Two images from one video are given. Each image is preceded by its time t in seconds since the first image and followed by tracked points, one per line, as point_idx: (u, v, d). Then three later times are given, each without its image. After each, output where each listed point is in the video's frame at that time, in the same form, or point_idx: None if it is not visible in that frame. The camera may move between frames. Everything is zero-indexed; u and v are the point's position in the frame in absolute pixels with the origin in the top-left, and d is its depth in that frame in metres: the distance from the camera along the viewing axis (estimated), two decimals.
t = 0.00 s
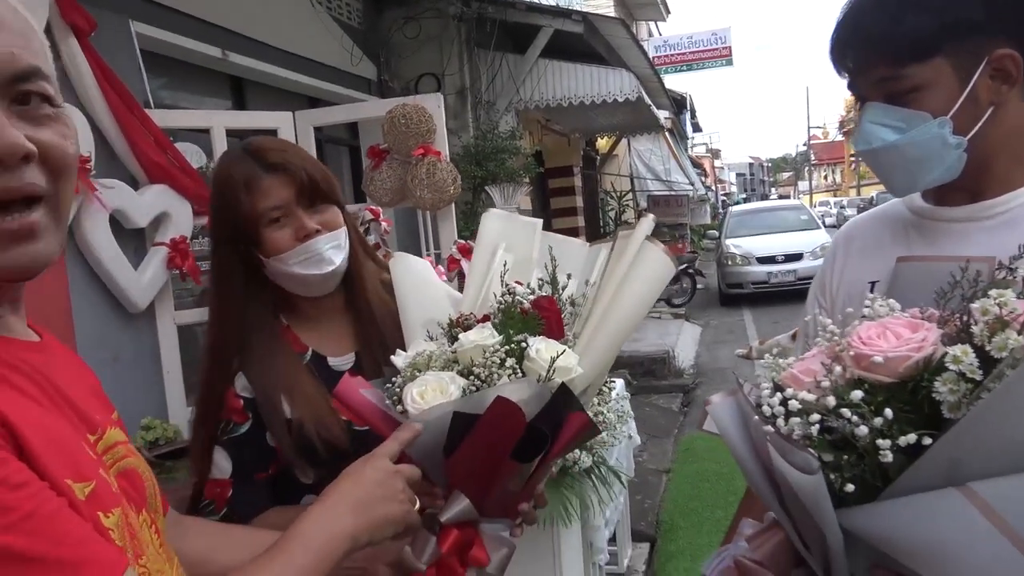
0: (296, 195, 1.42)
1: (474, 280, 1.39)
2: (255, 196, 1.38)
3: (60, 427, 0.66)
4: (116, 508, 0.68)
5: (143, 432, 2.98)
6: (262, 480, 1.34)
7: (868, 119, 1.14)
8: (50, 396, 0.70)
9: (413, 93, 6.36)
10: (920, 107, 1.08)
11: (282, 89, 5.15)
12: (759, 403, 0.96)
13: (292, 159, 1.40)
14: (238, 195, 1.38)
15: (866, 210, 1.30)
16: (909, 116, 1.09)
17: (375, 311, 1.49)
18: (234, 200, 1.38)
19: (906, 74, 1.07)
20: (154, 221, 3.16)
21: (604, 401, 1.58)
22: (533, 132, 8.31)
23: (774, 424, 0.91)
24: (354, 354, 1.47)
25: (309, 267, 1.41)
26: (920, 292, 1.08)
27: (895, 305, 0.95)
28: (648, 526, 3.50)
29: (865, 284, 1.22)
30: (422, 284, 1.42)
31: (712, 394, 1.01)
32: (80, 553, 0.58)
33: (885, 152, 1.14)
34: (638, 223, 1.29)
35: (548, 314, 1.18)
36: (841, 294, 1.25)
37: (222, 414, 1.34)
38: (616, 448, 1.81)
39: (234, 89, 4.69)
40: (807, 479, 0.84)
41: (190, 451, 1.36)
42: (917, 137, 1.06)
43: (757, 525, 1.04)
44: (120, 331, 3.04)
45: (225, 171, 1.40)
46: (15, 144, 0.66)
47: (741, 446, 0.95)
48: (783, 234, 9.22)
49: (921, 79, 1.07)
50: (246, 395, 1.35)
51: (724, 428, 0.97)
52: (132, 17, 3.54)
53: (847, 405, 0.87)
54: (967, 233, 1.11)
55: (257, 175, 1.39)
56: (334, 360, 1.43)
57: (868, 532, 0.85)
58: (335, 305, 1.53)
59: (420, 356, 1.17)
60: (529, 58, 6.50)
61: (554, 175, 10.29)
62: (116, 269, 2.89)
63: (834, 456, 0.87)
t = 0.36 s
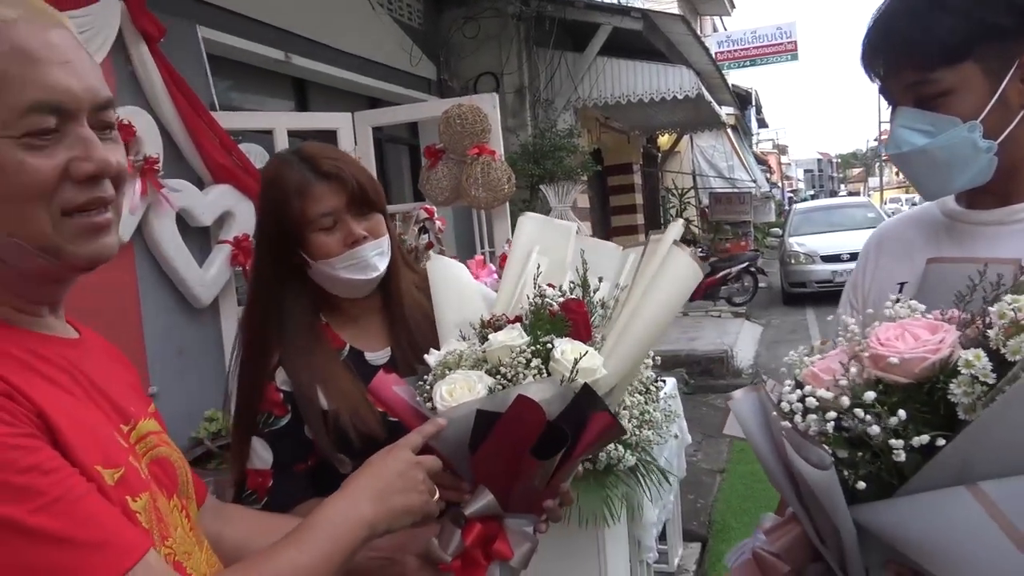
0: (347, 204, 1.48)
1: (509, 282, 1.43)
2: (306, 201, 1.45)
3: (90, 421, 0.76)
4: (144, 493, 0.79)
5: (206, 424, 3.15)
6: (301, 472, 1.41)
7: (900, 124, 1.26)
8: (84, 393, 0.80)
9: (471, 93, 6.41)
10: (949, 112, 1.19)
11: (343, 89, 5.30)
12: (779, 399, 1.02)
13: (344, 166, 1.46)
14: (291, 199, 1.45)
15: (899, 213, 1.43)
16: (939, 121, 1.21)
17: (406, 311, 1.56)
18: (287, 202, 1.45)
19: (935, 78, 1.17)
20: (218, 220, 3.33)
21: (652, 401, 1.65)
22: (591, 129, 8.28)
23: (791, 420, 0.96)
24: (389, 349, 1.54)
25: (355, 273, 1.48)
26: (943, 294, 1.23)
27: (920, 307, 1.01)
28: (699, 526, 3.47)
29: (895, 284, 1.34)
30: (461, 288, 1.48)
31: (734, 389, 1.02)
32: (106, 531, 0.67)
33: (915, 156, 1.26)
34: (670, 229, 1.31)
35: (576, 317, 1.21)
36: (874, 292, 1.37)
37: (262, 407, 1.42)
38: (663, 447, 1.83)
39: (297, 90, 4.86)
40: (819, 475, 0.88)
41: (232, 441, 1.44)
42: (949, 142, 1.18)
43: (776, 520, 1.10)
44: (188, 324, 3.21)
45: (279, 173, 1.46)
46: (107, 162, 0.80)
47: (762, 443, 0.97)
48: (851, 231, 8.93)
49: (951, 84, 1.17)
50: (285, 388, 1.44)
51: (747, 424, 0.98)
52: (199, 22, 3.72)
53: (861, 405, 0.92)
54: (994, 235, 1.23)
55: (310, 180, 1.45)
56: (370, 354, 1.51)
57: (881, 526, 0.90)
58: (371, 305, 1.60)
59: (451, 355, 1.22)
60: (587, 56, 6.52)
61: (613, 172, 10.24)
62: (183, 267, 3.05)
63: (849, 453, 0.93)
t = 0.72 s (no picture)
0: (379, 193, 1.53)
1: (534, 274, 1.47)
2: (343, 188, 1.50)
3: (115, 400, 0.82)
4: (165, 469, 0.85)
5: (247, 411, 3.30)
6: (326, 460, 1.44)
7: (909, 111, 1.30)
8: (111, 374, 0.86)
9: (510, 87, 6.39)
10: (960, 100, 1.25)
11: (383, 83, 5.37)
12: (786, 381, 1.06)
13: (377, 156, 1.51)
14: (329, 186, 1.49)
15: (907, 209, 1.50)
16: (948, 109, 1.26)
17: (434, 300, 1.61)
18: (325, 190, 1.49)
19: (947, 65, 1.23)
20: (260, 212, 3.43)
21: (682, 394, 1.65)
22: (629, 121, 8.23)
23: (797, 403, 0.98)
24: (414, 339, 1.57)
25: (386, 259, 1.52)
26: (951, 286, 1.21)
27: (926, 298, 1.05)
28: (732, 519, 3.46)
29: (901, 277, 1.42)
30: (488, 279, 1.52)
31: (739, 374, 1.07)
32: (127, 501, 0.72)
33: (923, 142, 1.31)
34: (692, 229, 1.31)
35: (596, 312, 1.23)
36: (882, 283, 1.45)
37: (293, 397, 1.48)
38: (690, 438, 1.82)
39: (337, 84, 4.95)
40: (826, 456, 0.91)
41: (265, 427, 1.50)
42: (957, 130, 1.23)
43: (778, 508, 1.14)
44: (230, 313, 3.32)
45: (316, 162, 1.50)
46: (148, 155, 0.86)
47: (763, 426, 1.02)
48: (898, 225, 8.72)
49: (964, 71, 1.23)
50: (313, 378, 1.49)
51: (750, 407, 1.03)
52: (241, 19, 3.82)
53: (870, 389, 0.95)
54: (996, 230, 1.30)
55: (345, 169, 1.49)
56: (396, 346, 1.54)
57: (884, 508, 0.93)
58: (397, 295, 1.64)
59: (474, 344, 1.25)
60: (626, 48, 6.49)
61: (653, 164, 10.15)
62: (225, 257, 3.15)
63: (854, 437, 0.96)
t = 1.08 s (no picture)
0: (392, 191, 1.56)
1: (544, 269, 1.50)
2: (356, 188, 1.53)
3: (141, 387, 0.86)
4: (191, 455, 0.89)
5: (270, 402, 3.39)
6: (339, 449, 1.47)
7: (910, 108, 1.30)
8: (136, 363, 0.89)
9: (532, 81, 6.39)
10: (961, 97, 1.25)
11: (405, 78, 5.41)
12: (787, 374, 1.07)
13: (390, 157, 1.54)
14: (341, 186, 1.52)
15: (907, 204, 1.50)
16: (950, 106, 1.26)
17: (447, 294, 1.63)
18: (337, 189, 1.53)
19: (949, 61, 1.24)
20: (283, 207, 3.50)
21: (699, 388, 1.68)
22: (652, 115, 8.19)
23: (801, 396, 1.00)
24: (427, 332, 1.61)
25: (397, 258, 1.55)
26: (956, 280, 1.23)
27: (932, 295, 1.07)
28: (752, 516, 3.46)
29: (900, 274, 1.42)
30: (496, 272, 1.54)
31: (742, 366, 1.08)
32: (154, 487, 0.76)
33: (924, 139, 1.31)
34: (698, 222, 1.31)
35: (604, 306, 1.25)
36: (881, 280, 1.45)
37: (309, 389, 1.51)
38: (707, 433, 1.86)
39: (360, 79, 4.99)
40: (829, 449, 0.91)
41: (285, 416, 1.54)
42: (960, 126, 1.23)
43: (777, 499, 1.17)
44: (255, 306, 3.39)
45: (329, 161, 1.54)
46: (178, 153, 0.90)
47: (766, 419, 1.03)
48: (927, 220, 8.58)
49: (967, 68, 1.24)
50: (329, 370, 1.54)
51: (753, 400, 1.04)
52: (265, 16, 3.88)
53: (876, 383, 0.97)
54: (996, 227, 1.30)
55: (359, 169, 1.53)
56: (410, 340, 1.58)
57: (881, 499, 0.95)
58: (411, 291, 1.68)
59: (485, 336, 1.28)
60: (649, 42, 6.46)
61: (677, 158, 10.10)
62: (249, 252, 3.22)
63: (858, 431, 0.97)
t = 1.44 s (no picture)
0: (401, 185, 1.59)
1: (546, 258, 1.52)
2: (366, 181, 1.56)
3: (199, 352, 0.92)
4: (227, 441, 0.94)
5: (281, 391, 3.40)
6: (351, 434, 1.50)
7: (931, 112, 1.29)
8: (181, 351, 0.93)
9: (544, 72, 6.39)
10: (987, 101, 1.27)
11: (417, 68, 5.42)
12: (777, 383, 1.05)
13: (400, 151, 1.56)
14: (353, 178, 1.55)
15: (897, 202, 1.53)
16: (976, 109, 1.27)
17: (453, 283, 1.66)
18: (349, 181, 1.55)
19: (976, 66, 1.24)
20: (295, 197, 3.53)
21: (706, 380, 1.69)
22: (664, 106, 8.18)
23: (798, 405, 0.97)
24: (434, 321, 1.63)
25: (406, 250, 1.57)
26: (941, 273, 1.20)
27: (918, 290, 1.06)
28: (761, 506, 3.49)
29: (892, 271, 1.44)
30: (495, 264, 1.56)
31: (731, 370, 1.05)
32: (239, 412, 0.81)
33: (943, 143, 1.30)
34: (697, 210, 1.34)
35: (605, 292, 1.28)
36: (873, 280, 1.45)
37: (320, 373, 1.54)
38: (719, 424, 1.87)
39: (372, 69, 5.00)
40: (834, 463, 0.89)
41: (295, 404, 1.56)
42: (990, 130, 1.24)
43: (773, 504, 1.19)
44: (266, 296, 3.43)
45: (342, 153, 1.56)
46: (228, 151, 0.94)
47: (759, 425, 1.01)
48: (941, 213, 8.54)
49: (990, 72, 1.25)
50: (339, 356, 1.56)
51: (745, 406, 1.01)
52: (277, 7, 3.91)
53: (874, 391, 0.95)
54: (987, 219, 1.33)
55: (369, 163, 1.55)
56: (418, 328, 1.60)
57: (881, 504, 0.94)
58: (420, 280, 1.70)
59: (490, 325, 1.31)
60: (661, 33, 6.44)
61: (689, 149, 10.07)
62: (262, 242, 3.25)
63: (858, 439, 0.95)
